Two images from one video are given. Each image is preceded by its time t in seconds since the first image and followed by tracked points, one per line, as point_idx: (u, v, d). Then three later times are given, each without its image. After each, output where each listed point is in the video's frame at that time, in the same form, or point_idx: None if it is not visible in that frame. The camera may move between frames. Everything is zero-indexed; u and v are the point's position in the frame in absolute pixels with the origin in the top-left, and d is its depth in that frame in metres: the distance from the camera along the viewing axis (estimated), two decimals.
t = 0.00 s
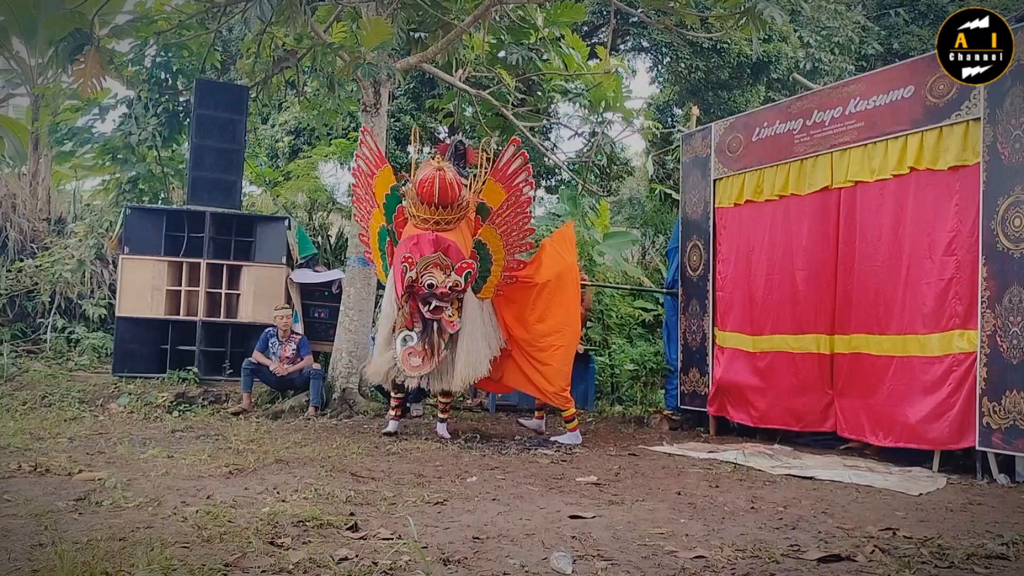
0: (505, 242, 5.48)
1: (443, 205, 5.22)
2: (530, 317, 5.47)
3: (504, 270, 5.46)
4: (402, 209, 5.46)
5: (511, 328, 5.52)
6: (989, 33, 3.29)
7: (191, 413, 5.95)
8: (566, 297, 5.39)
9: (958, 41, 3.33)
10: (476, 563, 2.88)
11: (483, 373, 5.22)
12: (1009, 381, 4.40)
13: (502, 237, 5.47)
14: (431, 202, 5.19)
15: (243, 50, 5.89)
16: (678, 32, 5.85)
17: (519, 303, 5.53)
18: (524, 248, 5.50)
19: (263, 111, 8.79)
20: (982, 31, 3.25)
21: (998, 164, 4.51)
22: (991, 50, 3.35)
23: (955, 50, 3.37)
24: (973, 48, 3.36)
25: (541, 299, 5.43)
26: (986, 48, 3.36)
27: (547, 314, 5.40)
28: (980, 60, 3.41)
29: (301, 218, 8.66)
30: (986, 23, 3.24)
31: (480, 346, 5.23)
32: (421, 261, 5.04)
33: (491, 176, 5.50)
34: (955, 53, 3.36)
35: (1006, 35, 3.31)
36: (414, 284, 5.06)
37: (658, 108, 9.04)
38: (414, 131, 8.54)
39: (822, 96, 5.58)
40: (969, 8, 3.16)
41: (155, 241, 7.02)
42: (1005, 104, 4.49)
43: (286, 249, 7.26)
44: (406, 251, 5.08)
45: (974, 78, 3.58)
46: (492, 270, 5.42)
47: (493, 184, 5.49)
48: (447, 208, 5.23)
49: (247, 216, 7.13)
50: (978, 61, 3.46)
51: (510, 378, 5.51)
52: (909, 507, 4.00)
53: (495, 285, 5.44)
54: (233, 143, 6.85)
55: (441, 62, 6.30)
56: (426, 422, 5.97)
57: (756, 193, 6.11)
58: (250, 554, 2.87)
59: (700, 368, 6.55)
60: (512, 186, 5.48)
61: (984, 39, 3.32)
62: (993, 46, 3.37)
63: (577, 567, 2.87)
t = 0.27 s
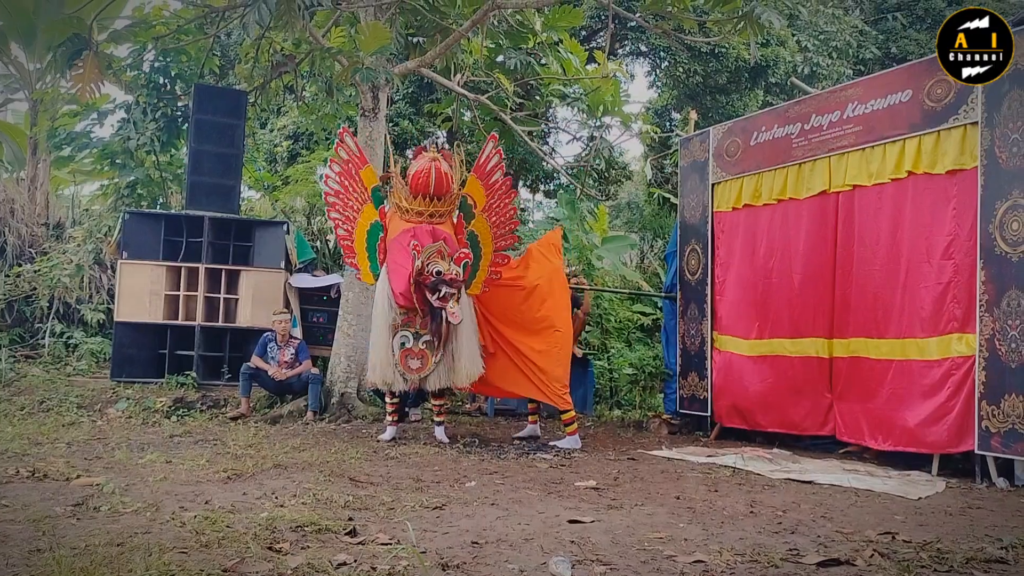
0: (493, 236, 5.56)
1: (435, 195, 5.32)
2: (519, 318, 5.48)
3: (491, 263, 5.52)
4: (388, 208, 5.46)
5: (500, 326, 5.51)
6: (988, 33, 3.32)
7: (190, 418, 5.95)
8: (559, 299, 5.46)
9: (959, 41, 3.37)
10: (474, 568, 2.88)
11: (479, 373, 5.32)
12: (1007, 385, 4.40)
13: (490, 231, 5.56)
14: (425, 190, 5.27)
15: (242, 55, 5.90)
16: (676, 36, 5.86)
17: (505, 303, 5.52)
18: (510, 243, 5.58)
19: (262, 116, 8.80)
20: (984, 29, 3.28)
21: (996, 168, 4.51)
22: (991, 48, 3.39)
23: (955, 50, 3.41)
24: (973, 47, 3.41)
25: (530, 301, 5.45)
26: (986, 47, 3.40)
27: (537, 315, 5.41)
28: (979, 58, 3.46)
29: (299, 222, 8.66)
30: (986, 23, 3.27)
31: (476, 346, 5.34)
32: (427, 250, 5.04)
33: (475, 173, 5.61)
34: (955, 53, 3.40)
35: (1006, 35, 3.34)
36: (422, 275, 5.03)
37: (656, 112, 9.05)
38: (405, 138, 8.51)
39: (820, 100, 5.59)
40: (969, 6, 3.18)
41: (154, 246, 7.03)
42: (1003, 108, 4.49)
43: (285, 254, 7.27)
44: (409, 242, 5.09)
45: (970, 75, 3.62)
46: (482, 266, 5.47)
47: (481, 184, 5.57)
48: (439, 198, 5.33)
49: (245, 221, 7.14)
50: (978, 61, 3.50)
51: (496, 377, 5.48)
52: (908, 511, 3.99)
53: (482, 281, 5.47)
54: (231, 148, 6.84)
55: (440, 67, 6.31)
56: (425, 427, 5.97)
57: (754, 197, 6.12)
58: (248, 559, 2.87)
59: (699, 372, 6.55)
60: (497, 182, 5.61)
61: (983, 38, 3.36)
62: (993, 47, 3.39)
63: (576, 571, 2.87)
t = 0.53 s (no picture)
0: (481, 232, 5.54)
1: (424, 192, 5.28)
2: (502, 319, 5.54)
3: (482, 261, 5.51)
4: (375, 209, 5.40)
5: (485, 329, 5.57)
6: (988, 33, 3.32)
7: (191, 418, 5.95)
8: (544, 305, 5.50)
9: (958, 41, 3.37)
10: (476, 567, 2.88)
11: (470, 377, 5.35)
12: (1009, 385, 4.40)
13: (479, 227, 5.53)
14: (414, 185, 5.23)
15: (244, 56, 5.90)
16: (677, 36, 5.86)
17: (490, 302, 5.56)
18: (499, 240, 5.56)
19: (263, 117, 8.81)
20: (985, 30, 3.28)
21: (997, 168, 4.52)
22: (992, 49, 3.39)
23: (955, 50, 3.41)
24: (972, 48, 3.40)
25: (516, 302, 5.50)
26: (987, 48, 3.40)
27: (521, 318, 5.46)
28: (979, 58, 3.45)
29: (300, 223, 8.67)
30: (987, 23, 3.27)
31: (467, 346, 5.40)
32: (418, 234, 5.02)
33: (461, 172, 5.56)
34: (955, 53, 3.40)
35: (1006, 35, 3.34)
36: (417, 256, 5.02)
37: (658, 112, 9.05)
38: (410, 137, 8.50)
39: (821, 100, 5.60)
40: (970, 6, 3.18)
41: (155, 247, 7.03)
42: (1005, 108, 4.49)
43: (287, 255, 7.28)
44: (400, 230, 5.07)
45: (970, 76, 3.62)
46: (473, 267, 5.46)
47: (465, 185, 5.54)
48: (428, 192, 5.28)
49: (247, 221, 7.15)
50: (977, 61, 3.50)
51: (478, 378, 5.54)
52: (909, 511, 3.99)
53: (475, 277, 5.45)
54: (233, 148, 6.85)
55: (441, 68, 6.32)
56: (426, 427, 5.97)
57: (755, 197, 6.12)
58: (250, 559, 2.87)
59: (700, 372, 6.55)
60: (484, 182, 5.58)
61: (983, 39, 3.35)
62: (993, 47, 3.39)
63: (577, 571, 2.87)
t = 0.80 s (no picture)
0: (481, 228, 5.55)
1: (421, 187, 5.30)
2: (494, 317, 5.66)
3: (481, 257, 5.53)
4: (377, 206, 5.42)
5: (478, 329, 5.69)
6: (989, 33, 3.33)
7: (194, 417, 5.96)
8: (535, 306, 5.59)
9: (959, 41, 3.40)
10: (478, 567, 2.88)
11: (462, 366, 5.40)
12: (1011, 385, 4.39)
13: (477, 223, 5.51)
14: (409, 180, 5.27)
15: (246, 55, 5.91)
16: (679, 36, 5.86)
17: (482, 301, 5.68)
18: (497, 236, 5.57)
19: (265, 116, 8.82)
20: (985, 30, 3.29)
21: (1000, 168, 4.51)
22: (991, 49, 3.41)
23: (955, 50, 3.43)
24: (973, 48, 3.43)
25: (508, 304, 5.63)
26: (986, 47, 3.42)
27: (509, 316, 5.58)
28: (978, 57, 3.47)
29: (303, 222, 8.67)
30: (987, 23, 3.29)
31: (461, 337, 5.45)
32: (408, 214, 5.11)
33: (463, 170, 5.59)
34: (955, 53, 3.43)
35: (1006, 34, 3.35)
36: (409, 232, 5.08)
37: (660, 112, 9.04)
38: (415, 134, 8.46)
39: (824, 100, 5.59)
40: (970, 6, 3.18)
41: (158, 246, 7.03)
42: (1008, 107, 4.48)
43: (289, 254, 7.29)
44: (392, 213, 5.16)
45: (969, 74, 3.64)
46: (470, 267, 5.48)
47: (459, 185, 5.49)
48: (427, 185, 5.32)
49: (249, 221, 7.15)
50: (978, 61, 3.52)
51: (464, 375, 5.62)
52: (911, 511, 3.99)
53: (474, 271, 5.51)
54: (235, 148, 6.86)
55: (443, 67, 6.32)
56: (429, 426, 5.98)
57: (757, 197, 6.13)
58: (252, 558, 2.87)
59: (703, 372, 6.55)
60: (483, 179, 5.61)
61: (984, 38, 3.38)
62: (993, 46, 3.41)
63: (579, 571, 2.87)
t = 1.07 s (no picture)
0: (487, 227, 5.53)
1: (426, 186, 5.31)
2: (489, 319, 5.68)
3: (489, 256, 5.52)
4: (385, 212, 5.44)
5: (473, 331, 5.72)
6: (989, 33, 3.29)
7: (196, 416, 5.97)
8: (529, 307, 5.64)
9: (958, 41, 3.35)
10: (480, 566, 2.88)
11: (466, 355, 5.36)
12: (1014, 386, 4.39)
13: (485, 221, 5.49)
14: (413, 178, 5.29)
15: (249, 54, 5.91)
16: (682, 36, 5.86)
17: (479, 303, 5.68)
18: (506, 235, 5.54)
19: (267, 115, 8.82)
20: (985, 30, 3.25)
21: (1003, 168, 4.50)
22: (992, 51, 3.36)
23: (955, 50, 3.39)
24: (973, 47, 3.37)
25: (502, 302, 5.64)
26: (987, 48, 3.36)
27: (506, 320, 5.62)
28: (979, 59, 3.43)
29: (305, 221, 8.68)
30: (987, 23, 3.25)
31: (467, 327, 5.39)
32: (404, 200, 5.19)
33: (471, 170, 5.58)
34: (955, 53, 3.38)
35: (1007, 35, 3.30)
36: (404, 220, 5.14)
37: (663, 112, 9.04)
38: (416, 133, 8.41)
39: (827, 100, 5.59)
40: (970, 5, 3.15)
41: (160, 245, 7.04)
42: (1011, 107, 4.48)
43: (291, 253, 7.29)
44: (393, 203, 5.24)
45: (968, 75, 3.60)
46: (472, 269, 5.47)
47: (465, 185, 5.47)
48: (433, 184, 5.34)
49: (252, 220, 7.17)
50: (978, 61, 3.45)
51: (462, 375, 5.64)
52: (913, 512, 3.98)
53: (483, 269, 5.51)
54: (238, 147, 6.86)
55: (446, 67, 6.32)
56: (430, 425, 5.98)
57: (759, 197, 6.12)
58: (254, 556, 2.87)
59: (705, 372, 6.54)
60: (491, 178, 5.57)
61: (983, 38, 3.32)
62: (993, 47, 3.35)
63: (581, 570, 2.86)
